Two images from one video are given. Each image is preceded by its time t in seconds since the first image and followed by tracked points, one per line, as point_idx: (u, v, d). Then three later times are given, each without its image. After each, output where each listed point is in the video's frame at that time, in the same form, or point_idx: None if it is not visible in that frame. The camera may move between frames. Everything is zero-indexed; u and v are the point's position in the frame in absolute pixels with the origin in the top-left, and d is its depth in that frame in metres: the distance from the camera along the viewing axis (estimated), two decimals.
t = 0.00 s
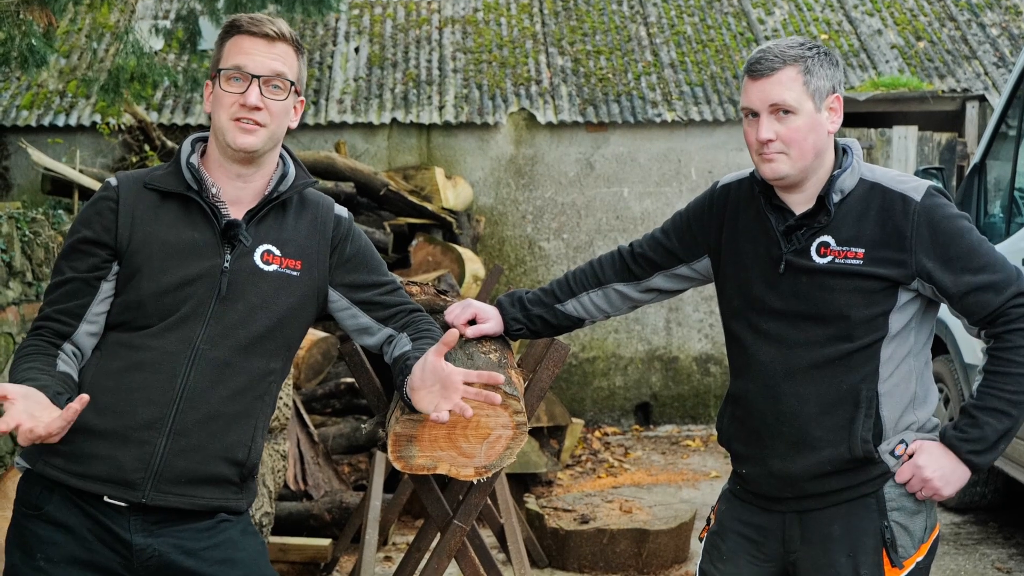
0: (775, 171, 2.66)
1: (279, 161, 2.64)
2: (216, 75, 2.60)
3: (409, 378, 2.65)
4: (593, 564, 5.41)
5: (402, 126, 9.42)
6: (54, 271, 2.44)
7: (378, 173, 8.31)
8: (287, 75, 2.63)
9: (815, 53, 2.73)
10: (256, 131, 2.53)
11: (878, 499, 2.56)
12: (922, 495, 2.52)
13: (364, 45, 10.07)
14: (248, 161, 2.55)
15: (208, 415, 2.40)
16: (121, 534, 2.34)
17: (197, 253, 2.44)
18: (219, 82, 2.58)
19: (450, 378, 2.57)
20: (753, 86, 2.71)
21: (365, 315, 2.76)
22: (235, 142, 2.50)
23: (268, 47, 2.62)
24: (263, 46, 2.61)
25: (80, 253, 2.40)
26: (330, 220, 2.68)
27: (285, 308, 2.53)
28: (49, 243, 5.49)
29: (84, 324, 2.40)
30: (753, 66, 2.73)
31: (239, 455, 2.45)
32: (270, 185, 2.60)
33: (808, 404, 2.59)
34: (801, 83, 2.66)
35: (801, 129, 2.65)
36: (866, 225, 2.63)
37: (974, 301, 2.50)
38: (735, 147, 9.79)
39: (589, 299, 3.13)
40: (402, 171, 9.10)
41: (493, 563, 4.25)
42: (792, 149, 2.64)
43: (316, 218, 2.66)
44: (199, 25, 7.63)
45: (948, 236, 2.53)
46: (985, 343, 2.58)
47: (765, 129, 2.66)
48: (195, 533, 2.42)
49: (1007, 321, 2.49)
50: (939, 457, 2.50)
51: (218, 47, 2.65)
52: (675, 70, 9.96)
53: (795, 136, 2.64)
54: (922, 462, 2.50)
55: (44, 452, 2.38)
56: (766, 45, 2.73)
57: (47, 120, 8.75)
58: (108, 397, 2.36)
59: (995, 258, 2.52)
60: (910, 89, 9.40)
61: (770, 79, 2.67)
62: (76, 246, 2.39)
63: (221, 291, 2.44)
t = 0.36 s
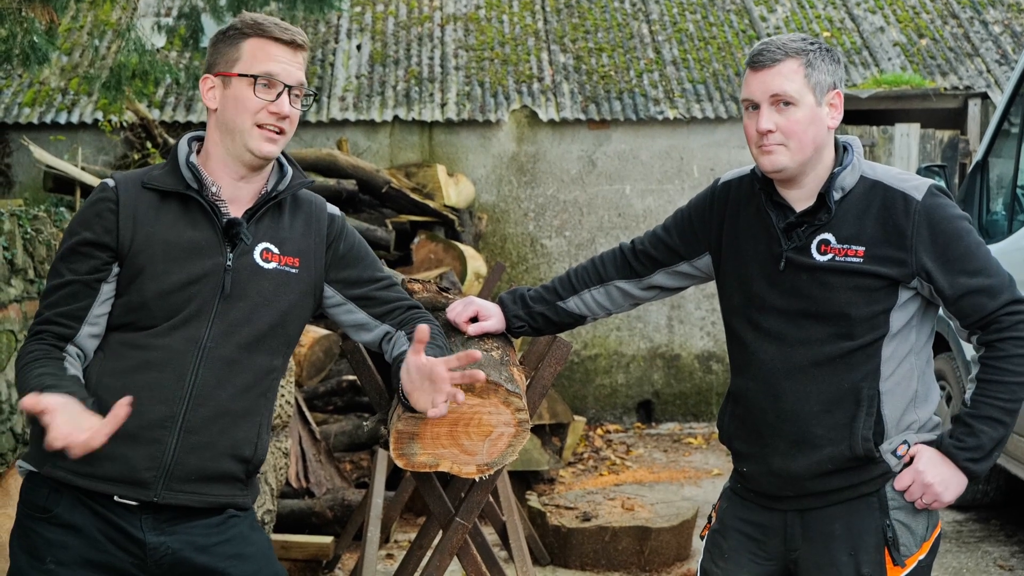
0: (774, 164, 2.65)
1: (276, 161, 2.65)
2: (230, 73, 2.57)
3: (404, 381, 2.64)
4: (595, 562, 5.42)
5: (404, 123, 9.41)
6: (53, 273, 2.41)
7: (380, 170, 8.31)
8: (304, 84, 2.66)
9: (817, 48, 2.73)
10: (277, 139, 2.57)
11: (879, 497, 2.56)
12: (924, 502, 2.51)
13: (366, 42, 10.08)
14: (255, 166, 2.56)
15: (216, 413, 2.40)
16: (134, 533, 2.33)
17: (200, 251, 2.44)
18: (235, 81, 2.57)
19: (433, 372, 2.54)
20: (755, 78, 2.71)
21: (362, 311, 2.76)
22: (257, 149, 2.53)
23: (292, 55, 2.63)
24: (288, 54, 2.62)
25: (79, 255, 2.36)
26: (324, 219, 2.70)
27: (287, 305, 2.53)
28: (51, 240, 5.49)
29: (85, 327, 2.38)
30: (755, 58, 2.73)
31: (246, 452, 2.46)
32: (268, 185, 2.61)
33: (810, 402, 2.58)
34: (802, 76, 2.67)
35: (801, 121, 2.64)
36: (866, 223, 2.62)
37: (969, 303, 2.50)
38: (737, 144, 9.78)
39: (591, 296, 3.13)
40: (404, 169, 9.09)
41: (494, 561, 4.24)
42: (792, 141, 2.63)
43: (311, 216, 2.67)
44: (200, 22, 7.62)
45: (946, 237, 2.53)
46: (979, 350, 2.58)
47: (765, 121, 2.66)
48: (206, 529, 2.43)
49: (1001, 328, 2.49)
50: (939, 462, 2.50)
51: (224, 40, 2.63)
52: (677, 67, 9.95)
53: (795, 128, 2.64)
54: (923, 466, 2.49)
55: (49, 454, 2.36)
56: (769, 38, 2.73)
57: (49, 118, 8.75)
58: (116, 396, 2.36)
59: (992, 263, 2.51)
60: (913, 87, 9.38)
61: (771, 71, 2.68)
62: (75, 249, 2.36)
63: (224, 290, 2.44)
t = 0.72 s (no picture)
0: (776, 163, 2.64)
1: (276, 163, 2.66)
2: (225, 71, 2.58)
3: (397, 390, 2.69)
4: (596, 563, 5.41)
5: (405, 124, 9.41)
6: (61, 265, 2.35)
7: (381, 170, 8.30)
8: (299, 79, 2.65)
9: (820, 49, 2.73)
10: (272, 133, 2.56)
11: (881, 497, 2.55)
12: (924, 502, 2.51)
13: (367, 43, 10.08)
14: (255, 161, 2.56)
15: (222, 415, 2.40)
16: (139, 536, 2.33)
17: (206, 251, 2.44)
18: (230, 78, 2.57)
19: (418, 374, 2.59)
20: (757, 77, 2.71)
21: (358, 311, 2.79)
22: (252, 144, 2.52)
23: (286, 52, 2.65)
24: (282, 50, 2.64)
25: (95, 248, 2.32)
26: (322, 220, 2.71)
27: (290, 306, 2.55)
28: (52, 241, 5.49)
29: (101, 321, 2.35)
30: (758, 58, 2.73)
31: (248, 452, 2.47)
32: (268, 186, 2.62)
33: (812, 402, 2.58)
34: (805, 76, 2.67)
35: (804, 121, 2.64)
36: (867, 224, 2.62)
37: (970, 304, 2.50)
38: (738, 145, 9.77)
39: (592, 297, 3.13)
40: (405, 170, 9.09)
41: (495, 561, 4.25)
42: (794, 140, 2.63)
43: (310, 217, 2.68)
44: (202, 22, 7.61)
45: (947, 239, 2.53)
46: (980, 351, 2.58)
47: (768, 120, 2.65)
48: (209, 528, 2.44)
49: (1002, 329, 2.49)
50: (939, 461, 2.51)
51: (222, 40, 2.64)
52: (678, 68, 9.95)
53: (797, 128, 2.63)
54: (922, 466, 2.50)
55: (55, 454, 2.31)
56: (774, 37, 2.73)
57: (51, 118, 8.75)
58: (125, 396, 2.33)
59: (992, 263, 2.51)
60: (913, 87, 9.38)
61: (774, 70, 2.68)
62: (91, 241, 2.32)
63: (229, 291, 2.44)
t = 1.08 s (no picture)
0: (777, 166, 2.65)
1: (278, 164, 2.65)
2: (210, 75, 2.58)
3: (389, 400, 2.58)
4: (596, 566, 5.41)
5: (405, 127, 9.42)
6: (63, 269, 2.36)
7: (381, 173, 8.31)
8: (283, 72, 2.61)
9: (823, 52, 2.73)
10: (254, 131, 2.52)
11: (883, 499, 2.56)
12: (927, 504, 2.51)
13: (367, 46, 10.09)
14: (246, 161, 2.53)
15: (223, 418, 2.40)
16: (140, 539, 2.33)
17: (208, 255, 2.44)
18: (215, 80, 2.56)
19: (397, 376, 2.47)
20: (758, 81, 2.71)
21: (362, 315, 2.77)
22: (233, 143, 2.49)
23: (262, 45, 2.59)
24: (257, 44, 2.58)
25: (96, 252, 2.33)
26: (327, 221, 2.70)
27: (293, 309, 2.54)
28: (52, 243, 5.50)
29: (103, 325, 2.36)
30: (760, 61, 2.73)
31: (249, 456, 2.47)
32: (271, 187, 2.61)
33: (814, 405, 2.58)
34: (806, 80, 2.67)
35: (805, 124, 2.64)
36: (869, 227, 2.62)
37: (971, 306, 2.50)
38: (738, 148, 9.78)
39: (592, 300, 3.13)
40: (405, 172, 9.10)
41: (495, 564, 4.24)
42: (795, 144, 2.63)
43: (314, 219, 2.67)
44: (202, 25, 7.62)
45: (948, 241, 2.53)
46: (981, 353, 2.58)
47: (769, 123, 2.66)
48: (210, 531, 2.43)
49: (1002, 331, 2.49)
50: (941, 464, 2.51)
51: (215, 42, 2.63)
52: (678, 71, 9.96)
53: (799, 131, 2.64)
54: (925, 468, 2.50)
55: (56, 455, 2.32)
56: (775, 41, 2.73)
57: (51, 121, 8.75)
58: (125, 400, 2.33)
59: (993, 266, 2.52)
60: (914, 90, 9.39)
61: (776, 74, 2.68)
62: (91, 245, 2.33)
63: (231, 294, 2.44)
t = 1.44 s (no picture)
0: (778, 168, 2.65)
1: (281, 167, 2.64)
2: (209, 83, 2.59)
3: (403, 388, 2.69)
4: (596, 568, 5.40)
5: (405, 128, 9.42)
6: (62, 276, 2.41)
7: (381, 175, 8.31)
8: (284, 74, 2.60)
9: (823, 55, 2.74)
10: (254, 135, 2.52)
11: (883, 502, 2.56)
12: (927, 507, 2.51)
13: (367, 47, 10.09)
14: (247, 163, 2.53)
15: (218, 424, 2.40)
16: (132, 538, 2.34)
17: (207, 263, 2.43)
18: (216, 84, 2.57)
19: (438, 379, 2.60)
20: (760, 83, 2.71)
21: (370, 319, 2.76)
22: (233, 149, 2.49)
23: (259, 47, 2.58)
24: (254, 46, 2.58)
25: (92, 262, 2.36)
26: (337, 223, 2.69)
27: (293, 316, 2.53)
28: (53, 245, 5.52)
29: (99, 335, 2.38)
30: (762, 63, 2.73)
31: (248, 460, 2.46)
32: (275, 190, 2.60)
33: (814, 407, 2.58)
34: (807, 82, 2.67)
35: (806, 127, 2.64)
36: (869, 230, 2.62)
37: (971, 308, 2.51)
38: (738, 150, 9.78)
39: (593, 302, 3.13)
40: (405, 174, 9.10)
41: (495, 566, 4.24)
42: (796, 146, 2.64)
43: (322, 222, 2.66)
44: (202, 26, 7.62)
45: (948, 244, 2.53)
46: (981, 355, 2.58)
47: (771, 125, 2.66)
48: (206, 532, 2.42)
49: (1003, 334, 2.49)
50: (941, 466, 2.51)
51: (218, 45, 2.63)
52: (677, 73, 9.97)
53: (800, 133, 2.64)
54: (925, 471, 2.50)
55: (53, 456, 2.38)
56: (776, 43, 2.74)
57: (51, 122, 8.75)
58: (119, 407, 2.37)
59: (993, 269, 2.52)
60: (913, 93, 9.40)
61: (777, 76, 2.68)
62: (87, 255, 2.36)
63: (231, 302, 2.44)
